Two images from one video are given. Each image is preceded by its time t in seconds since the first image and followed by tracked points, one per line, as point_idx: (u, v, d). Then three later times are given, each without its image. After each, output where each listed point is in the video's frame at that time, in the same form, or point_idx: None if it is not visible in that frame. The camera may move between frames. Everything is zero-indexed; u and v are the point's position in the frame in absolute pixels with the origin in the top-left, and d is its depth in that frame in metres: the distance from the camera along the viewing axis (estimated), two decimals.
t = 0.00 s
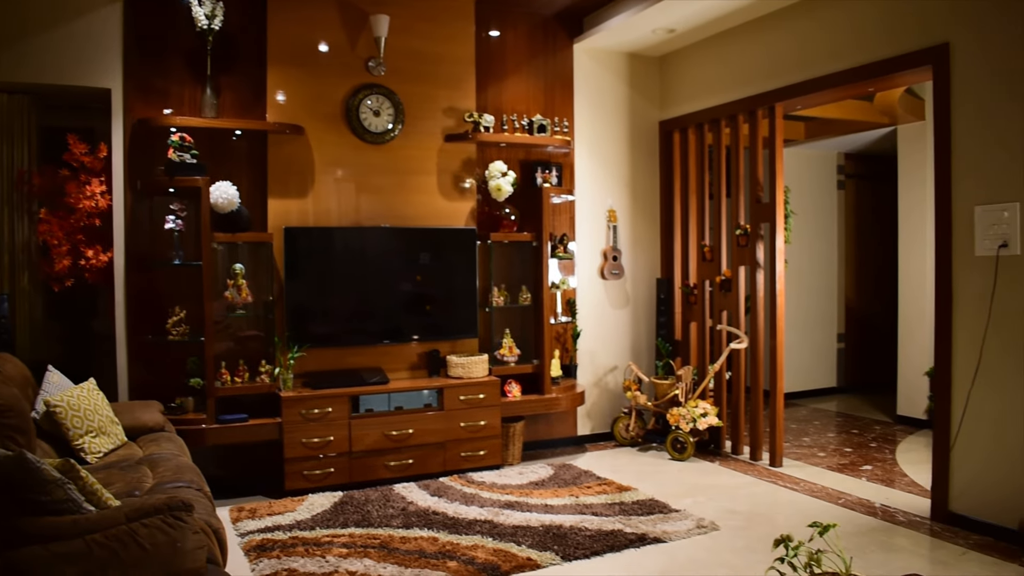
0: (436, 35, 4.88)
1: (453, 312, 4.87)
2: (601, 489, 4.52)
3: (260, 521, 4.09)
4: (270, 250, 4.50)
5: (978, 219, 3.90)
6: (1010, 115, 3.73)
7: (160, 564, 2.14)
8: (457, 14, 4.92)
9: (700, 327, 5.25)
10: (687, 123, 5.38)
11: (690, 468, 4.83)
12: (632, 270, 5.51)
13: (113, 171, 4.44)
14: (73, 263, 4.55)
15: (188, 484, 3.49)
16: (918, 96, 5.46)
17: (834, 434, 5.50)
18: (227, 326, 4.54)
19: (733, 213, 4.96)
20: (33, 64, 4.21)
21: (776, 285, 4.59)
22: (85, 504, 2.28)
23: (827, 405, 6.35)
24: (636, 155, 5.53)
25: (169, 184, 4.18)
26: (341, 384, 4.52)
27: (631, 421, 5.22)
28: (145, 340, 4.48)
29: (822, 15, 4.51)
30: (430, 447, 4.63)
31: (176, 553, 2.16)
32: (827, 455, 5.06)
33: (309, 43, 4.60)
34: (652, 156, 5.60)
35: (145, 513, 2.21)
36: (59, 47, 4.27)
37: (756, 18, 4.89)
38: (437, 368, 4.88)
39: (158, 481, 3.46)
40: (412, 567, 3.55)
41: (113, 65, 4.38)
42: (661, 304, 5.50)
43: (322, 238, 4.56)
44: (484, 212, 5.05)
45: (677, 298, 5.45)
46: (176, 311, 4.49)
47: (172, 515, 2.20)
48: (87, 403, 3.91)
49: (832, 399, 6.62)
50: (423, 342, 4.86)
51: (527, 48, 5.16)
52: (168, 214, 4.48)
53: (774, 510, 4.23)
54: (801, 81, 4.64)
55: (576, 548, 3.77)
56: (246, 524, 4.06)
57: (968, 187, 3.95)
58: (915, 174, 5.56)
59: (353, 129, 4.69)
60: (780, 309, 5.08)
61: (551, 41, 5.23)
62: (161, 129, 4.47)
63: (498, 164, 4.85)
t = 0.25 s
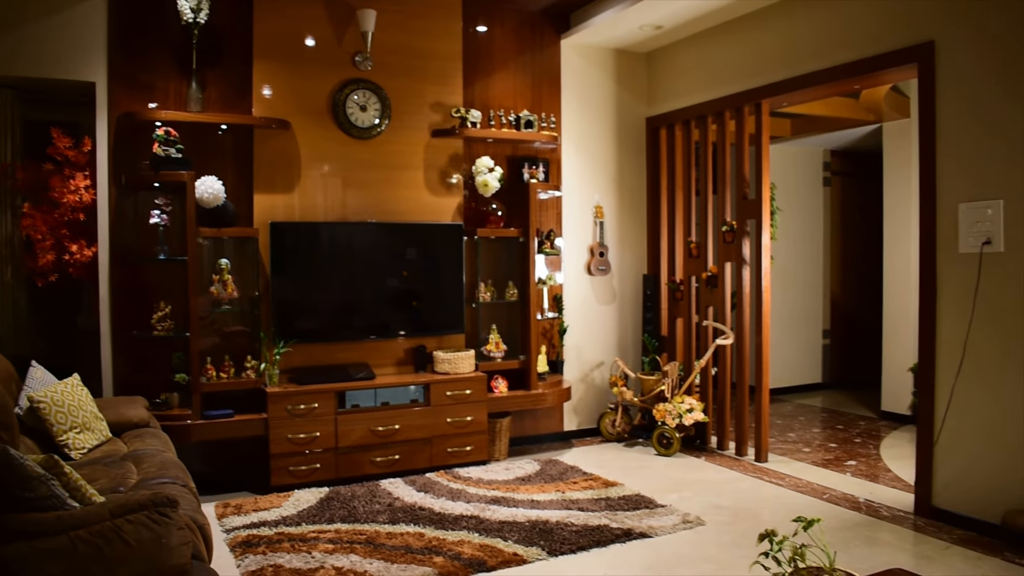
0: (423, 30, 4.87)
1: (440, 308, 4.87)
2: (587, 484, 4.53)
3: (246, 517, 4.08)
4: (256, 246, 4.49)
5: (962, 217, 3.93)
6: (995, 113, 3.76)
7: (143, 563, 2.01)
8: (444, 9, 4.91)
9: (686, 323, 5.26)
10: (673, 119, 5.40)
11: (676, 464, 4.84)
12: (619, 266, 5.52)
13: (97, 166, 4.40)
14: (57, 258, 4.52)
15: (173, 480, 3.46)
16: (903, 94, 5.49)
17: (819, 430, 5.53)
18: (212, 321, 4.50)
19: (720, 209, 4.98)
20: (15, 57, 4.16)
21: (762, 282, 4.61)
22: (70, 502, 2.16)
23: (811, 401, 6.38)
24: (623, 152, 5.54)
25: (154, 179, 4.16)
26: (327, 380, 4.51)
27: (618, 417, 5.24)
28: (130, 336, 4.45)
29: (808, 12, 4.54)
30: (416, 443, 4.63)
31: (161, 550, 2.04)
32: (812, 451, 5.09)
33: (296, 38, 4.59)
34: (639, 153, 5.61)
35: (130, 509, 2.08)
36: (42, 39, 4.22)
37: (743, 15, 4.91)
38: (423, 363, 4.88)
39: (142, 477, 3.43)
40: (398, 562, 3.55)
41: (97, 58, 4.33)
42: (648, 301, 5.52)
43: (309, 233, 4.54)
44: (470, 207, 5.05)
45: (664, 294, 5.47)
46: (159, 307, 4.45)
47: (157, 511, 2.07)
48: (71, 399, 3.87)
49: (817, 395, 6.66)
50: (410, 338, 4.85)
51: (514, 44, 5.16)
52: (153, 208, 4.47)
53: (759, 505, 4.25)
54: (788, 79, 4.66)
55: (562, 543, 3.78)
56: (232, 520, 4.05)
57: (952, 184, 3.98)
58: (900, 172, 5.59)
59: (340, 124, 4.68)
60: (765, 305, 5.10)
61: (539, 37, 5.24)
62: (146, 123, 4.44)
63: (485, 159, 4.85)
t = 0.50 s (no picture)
0: (410, 24, 4.86)
1: (427, 302, 4.87)
2: (573, 478, 4.54)
3: (231, 511, 4.06)
4: (241, 239, 4.47)
5: (947, 212, 3.95)
6: (979, 110, 3.79)
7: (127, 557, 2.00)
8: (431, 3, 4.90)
9: (673, 317, 5.28)
10: (661, 114, 5.41)
11: (661, 457, 4.86)
12: (606, 261, 5.54)
13: (81, 158, 4.37)
14: (41, 251, 4.34)
15: (158, 474, 3.43)
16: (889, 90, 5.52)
17: (804, 424, 5.56)
18: (198, 315, 4.49)
19: (706, 203, 4.99)
20: None
21: (747, 276, 4.63)
22: (53, 495, 2.19)
23: (797, 395, 6.42)
24: (610, 146, 5.55)
25: (138, 172, 4.13)
26: (313, 374, 4.50)
27: (604, 411, 5.26)
28: (114, 329, 4.43)
29: (794, 8, 4.55)
30: (403, 437, 4.63)
31: (145, 545, 2.03)
32: (797, 445, 5.12)
33: (282, 30, 4.57)
34: (626, 147, 5.62)
35: (114, 503, 2.06)
36: (26, 30, 4.18)
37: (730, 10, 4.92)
38: (410, 358, 4.88)
39: (127, 471, 3.40)
40: (385, 556, 3.55)
41: (82, 49, 4.30)
42: (634, 295, 5.53)
43: (295, 226, 4.52)
44: (457, 201, 5.04)
45: (650, 288, 5.48)
46: (145, 300, 4.45)
47: (143, 506, 2.05)
48: (55, 393, 3.81)
49: (802, 390, 6.70)
50: (396, 332, 4.85)
51: (501, 38, 5.15)
52: (138, 201, 4.45)
53: (744, 498, 4.27)
54: (774, 74, 4.67)
55: (548, 537, 3.79)
56: (218, 514, 4.03)
57: (937, 179, 4.00)
58: (885, 168, 5.63)
59: (326, 117, 4.67)
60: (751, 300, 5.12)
61: (526, 31, 5.23)
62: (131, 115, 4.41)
63: (472, 153, 4.84)
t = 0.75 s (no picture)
0: (400, 19, 4.85)
1: (416, 298, 4.86)
2: (562, 474, 4.55)
3: (220, 507, 4.05)
4: (230, 235, 4.45)
5: (934, 209, 3.97)
6: (968, 107, 3.80)
7: (115, 555, 1.89)
8: None
9: (662, 313, 5.30)
10: (650, 110, 5.42)
11: (650, 453, 4.87)
12: (595, 257, 5.55)
13: (68, 153, 4.34)
14: (27, 247, 4.35)
15: (146, 471, 3.39)
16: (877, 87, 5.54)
17: (792, 420, 5.59)
18: (186, 311, 4.47)
19: (695, 200, 5.00)
20: None
21: (736, 272, 4.64)
22: (41, 494, 2.09)
23: (785, 391, 6.45)
24: (600, 142, 5.56)
25: (126, 167, 4.11)
26: (302, 370, 4.49)
27: (593, 407, 5.27)
28: (102, 325, 4.39)
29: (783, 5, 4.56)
30: (392, 433, 4.63)
31: (133, 542, 1.91)
32: (785, 440, 5.14)
33: (271, 25, 4.55)
34: (616, 143, 5.62)
35: (103, 501, 1.95)
36: (13, 24, 4.15)
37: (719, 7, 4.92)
38: (399, 354, 4.87)
39: (115, 468, 3.36)
40: (374, 552, 3.55)
41: (69, 44, 4.27)
42: (624, 291, 5.54)
43: (283, 222, 4.51)
44: (447, 197, 5.03)
45: (639, 284, 5.50)
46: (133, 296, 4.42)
47: (131, 501, 1.94)
48: (42, 389, 3.78)
49: (790, 386, 6.72)
50: (386, 328, 4.84)
51: (491, 34, 5.15)
52: (126, 196, 4.42)
53: (732, 494, 4.29)
54: (763, 71, 4.68)
55: (537, 533, 3.79)
56: (206, 511, 4.02)
57: (925, 176, 4.02)
58: (874, 165, 5.66)
59: (315, 113, 4.65)
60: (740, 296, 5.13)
61: (515, 27, 5.23)
62: (119, 111, 4.38)
63: (461, 149, 4.84)
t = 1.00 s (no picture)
0: (390, 15, 4.85)
1: (406, 294, 4.86)
2: (552, 470, 4.55)
3: (210, 504, 4.04)
4: (219, 230, 4.44)
5: (923, 206, 3.99)
6: (956, 105, 3.82)
7: (102, 553, 1.77)
8: None
9: (652, 310, 5.31)
10: (641, 107, 5.43)
11: (640, 449, 4.88)
12: (586, 253, 5.56)
13: (55, 148, 4.29)
14: (14, 243, 4.33)
15: (135, 467, 3.36)
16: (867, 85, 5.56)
17: (782, 416, 5.61)
18: (175, 307, 4.46)
19: (686, 196, 5.01)
20: None
21: (726, 269, 4.65)
22: (28, 489, 2.07)
23: (774, 387, 6.48)
24: (590, 138, 5.56)
25: (114, 162, 4.08)
26: (291, 366, 4.47)
27: (583, 403, 5.29)
28: (90, 321, 4.37)
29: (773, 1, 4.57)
30: (382, 429, 4.63)
31: (121, 538, 1.80)
32: (774, 436, 5.16)
33: (260, 19, 4.53)
34: (606, 140, 5.63)
35: (89, 497, 1.84)
36: None
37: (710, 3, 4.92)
38: (389, 350, 4.87)
39: (103, 465, 3.33)
40: (364, 549, 3.54)
41: (57, 38, 4.23)
42: (614, 287, 5.56)
43: (273, 217, 4.50)
44: (437, 193, 5.03)
45: (629, 281, 5.51)
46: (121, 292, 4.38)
47: (120, 496, 1.84)
48: (30, 385, 3.75)
49: (779, 381, 6.75)
50: (376, 324, 4.84)
51: (482, 30, 5.14)
52: (114, 191, 4.38)
53: (722, 489, 4.30)
54: (753, 68, 4.69)
55: (528, 529, 3.79)
56: (196, 507, 4.01)
57: (914, 174, 4.04)
58: (863, 162, 5.68)
59: (305, 108, 4.64)
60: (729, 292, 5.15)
61: (506, 23, 5.22)
62: (108, 105, 4.35)
63: (452, 145, 4.84)
